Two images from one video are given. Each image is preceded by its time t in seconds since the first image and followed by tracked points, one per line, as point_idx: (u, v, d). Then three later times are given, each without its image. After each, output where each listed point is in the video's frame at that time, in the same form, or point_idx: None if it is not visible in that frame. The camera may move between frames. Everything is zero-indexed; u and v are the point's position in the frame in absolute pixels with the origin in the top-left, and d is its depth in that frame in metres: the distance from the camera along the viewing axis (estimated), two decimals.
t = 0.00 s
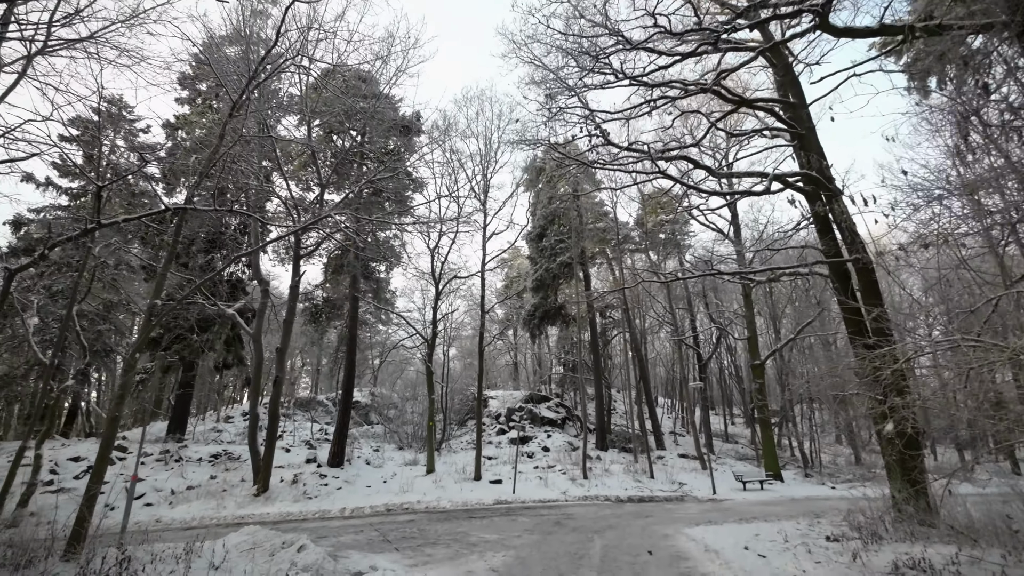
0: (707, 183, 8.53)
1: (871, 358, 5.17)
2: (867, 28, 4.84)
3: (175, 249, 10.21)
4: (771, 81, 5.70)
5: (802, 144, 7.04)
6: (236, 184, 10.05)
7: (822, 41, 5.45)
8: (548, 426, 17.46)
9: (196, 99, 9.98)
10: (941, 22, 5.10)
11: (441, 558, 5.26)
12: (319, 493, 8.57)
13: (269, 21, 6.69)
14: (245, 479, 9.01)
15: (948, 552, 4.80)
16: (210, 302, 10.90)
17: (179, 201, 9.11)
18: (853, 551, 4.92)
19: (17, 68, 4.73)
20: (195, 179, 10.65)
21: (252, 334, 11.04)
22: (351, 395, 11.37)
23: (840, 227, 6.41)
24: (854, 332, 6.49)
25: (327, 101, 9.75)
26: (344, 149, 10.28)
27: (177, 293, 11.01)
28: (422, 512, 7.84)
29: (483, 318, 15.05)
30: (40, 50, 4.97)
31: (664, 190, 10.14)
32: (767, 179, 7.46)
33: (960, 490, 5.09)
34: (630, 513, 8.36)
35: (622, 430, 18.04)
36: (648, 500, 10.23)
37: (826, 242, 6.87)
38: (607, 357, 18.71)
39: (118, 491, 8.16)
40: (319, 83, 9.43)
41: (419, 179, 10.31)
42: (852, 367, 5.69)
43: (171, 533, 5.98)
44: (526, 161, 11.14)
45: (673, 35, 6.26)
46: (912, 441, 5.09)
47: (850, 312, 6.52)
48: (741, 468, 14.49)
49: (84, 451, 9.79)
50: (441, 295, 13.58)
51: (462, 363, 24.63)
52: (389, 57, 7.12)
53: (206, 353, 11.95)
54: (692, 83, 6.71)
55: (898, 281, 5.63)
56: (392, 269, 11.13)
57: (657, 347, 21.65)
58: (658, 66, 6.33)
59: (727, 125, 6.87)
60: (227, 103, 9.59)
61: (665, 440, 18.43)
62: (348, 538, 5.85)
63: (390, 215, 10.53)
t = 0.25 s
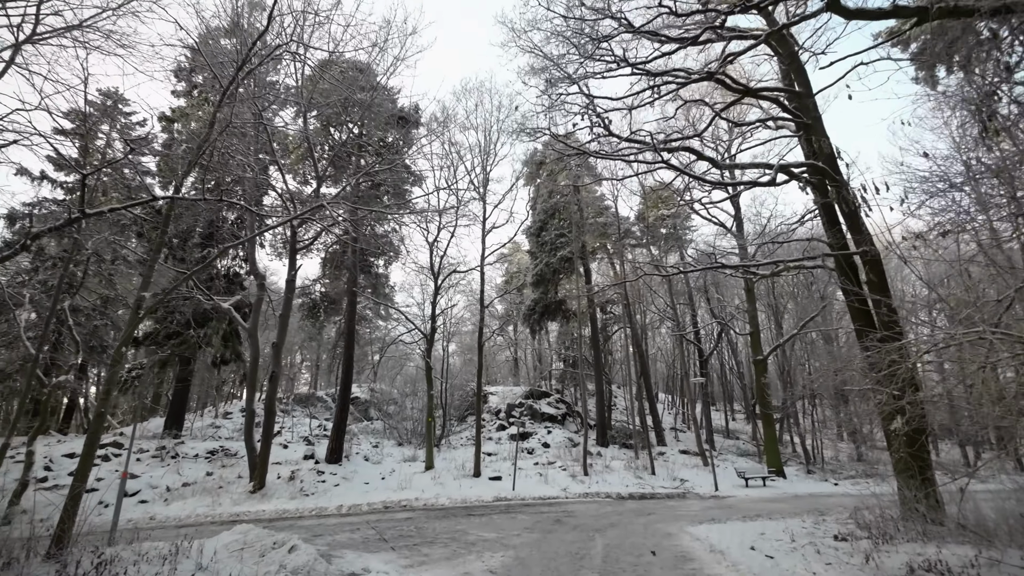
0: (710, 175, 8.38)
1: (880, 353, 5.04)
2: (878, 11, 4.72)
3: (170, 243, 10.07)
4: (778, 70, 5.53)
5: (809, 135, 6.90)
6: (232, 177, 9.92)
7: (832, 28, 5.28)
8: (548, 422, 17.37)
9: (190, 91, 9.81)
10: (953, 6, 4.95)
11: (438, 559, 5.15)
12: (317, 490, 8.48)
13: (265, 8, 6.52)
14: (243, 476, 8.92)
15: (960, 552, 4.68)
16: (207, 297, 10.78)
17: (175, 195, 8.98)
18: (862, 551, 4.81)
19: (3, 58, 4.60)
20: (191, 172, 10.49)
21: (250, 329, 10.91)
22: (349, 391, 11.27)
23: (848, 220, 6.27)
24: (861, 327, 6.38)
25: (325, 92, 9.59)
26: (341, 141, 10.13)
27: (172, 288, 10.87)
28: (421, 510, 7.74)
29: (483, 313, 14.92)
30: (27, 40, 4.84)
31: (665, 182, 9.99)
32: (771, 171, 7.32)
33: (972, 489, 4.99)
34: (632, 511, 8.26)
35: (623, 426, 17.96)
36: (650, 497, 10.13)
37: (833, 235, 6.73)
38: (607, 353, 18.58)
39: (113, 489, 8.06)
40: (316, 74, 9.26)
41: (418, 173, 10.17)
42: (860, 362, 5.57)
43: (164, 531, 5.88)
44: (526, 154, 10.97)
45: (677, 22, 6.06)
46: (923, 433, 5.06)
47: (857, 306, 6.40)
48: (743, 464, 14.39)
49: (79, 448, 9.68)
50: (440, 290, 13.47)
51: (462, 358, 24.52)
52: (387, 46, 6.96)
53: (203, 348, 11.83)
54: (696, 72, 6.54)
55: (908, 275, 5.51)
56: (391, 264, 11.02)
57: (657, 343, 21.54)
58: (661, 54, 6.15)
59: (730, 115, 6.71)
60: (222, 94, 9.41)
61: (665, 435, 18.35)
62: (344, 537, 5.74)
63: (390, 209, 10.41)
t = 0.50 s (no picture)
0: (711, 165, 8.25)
1: (885, 343, 4.93)
2: None
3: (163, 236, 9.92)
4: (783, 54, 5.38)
5: (813, 123, 6.77)
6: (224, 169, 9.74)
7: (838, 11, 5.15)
8: (547, 418, 17.30)
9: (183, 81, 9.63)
10: None
11: (433, 554, 5.04)
12: (313, 485, 8.37)
13: None
14: (238, 471, 8.80)
15: (971, 548, 4.58)
16: (201, 290, 10.65)
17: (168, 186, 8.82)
18: (868, 547, 4.71)
19: None
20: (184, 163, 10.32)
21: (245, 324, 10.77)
22: (346, 386, 11.15)
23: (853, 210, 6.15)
24: (866, 319, 6.27)
25: (320, 82, 9.41)
26: (337, 132, 9.96)
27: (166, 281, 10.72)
28: (418, 505, 7.63)
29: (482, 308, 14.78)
30: (11, 24, 4.68)
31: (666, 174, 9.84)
32: (774, 160, 7.18)
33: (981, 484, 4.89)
34: (632, 506, 8.16)
35: (622, 422, 17.88)
36: (650, 492, 10.03)
37: (837, 226, 6.60)
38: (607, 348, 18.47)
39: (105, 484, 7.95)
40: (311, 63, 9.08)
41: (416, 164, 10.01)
42: (866, 354, 5.46)
43: (155, 526, 5.76)
44: (525, 145, 10.81)
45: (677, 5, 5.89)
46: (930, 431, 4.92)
47: (861, 298, 6.29)
48: (743, 459, 14.32)
49: (73, 443, 9.55)
50: (439, 284, 13.33)
51: (461, 354, 24.39)
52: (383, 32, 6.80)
53: (198, 343, 11.69)
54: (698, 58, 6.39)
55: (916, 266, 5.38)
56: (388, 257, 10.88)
57: (657, 338, 21.44)
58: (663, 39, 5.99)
59: (733, 103, 6.57)
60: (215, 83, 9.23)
61: (665, 431, 18.28)
62: (338, 533, 5.63)
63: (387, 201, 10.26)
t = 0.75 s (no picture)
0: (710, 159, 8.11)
1: (892, 340, 4.79)
2: None
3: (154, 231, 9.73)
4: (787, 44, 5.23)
5: (817, 117, 6.63)
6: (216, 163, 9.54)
7: None
8: (545, 416, 17.16)
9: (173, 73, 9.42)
10: None
11: (427, 558, 4.89)
12: (306, 485, 8.22)
13: None
14: (230, 471, 8.64)
15: (985, 551, 4.45)
16: (193, 287, 10.47)
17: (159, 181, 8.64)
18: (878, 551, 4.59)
19: None
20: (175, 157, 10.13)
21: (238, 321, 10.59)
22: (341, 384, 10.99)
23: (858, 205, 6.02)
24: (870, 313, 6.19)
25: (314, 74, 9.22)
26: (332, 126, 9.78)
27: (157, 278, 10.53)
28: (413, 506, 7.47)
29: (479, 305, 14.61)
30: None
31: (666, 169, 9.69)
32: (776, 155, 7.04)
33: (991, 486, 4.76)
34: (631, 506, 8.03)
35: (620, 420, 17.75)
36: (649, 492, 9.90)
37: (842, 221, 6.47)
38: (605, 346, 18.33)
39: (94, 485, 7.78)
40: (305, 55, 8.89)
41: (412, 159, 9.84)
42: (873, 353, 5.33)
43: (141, 528, 5.61)
44: (523, 139, 10.64)
45: None
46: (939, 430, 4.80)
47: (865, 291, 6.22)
48: (743, 458, 14.21)
49: (62, 442, 9.37)
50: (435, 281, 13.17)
51: (458, 352, 24.22)
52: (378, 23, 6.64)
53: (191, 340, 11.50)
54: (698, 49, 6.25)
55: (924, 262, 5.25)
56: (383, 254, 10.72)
57: (656, 336, 21.30)
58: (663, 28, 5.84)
59: (734, 95, 6.43)
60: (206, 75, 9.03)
61: (663, 429, 18.17)
62: (330, 535, 5.48)
63: (382, 196, 10.10)
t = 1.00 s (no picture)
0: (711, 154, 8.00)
1: (898, 335, 4.67)
2: None
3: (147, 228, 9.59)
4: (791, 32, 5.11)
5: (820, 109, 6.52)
6: (209, 159, 9.41)
7: None
8: (544, 416, 17.04)
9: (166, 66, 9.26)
10: None
11: (420, 559, 4.76)
12: (300, 484, 8.10)
13: None
14: (223, 470, 8.50)
15: (995, 552, 4.34)
16: (187, 284, 10.32)
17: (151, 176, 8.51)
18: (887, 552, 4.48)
19: None
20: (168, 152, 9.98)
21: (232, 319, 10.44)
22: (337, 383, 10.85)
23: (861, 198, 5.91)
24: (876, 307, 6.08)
25: (310, 69, 9.08)
26: (328, 122, 9.63)
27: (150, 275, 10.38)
28: (408, 505, 7.34)
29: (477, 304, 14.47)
30: None
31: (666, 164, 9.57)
32: (778, 148, 6.93)
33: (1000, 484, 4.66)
34: (630, 506, 7.90)
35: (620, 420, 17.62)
36: (649, 492, 9.77)
37: (846, 215, 6.35)
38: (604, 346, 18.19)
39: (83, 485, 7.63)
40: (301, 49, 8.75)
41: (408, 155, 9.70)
42: (879, 349, 5.21)
43: (128, 528, 5.47)
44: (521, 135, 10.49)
45: None
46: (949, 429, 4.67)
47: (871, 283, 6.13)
48: (743, 458, 14.08)
49: (53, 441, 9.22)
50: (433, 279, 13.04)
51: (456, 351, 24.06)
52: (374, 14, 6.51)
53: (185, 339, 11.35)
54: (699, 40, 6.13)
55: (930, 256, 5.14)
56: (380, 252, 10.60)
57: (655, 336, 21.17)
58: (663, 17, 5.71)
59: (736, 87, 6.31)
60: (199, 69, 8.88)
61: (662, 429, 18.05)
62: (321, 535, 5.34)
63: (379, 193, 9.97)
